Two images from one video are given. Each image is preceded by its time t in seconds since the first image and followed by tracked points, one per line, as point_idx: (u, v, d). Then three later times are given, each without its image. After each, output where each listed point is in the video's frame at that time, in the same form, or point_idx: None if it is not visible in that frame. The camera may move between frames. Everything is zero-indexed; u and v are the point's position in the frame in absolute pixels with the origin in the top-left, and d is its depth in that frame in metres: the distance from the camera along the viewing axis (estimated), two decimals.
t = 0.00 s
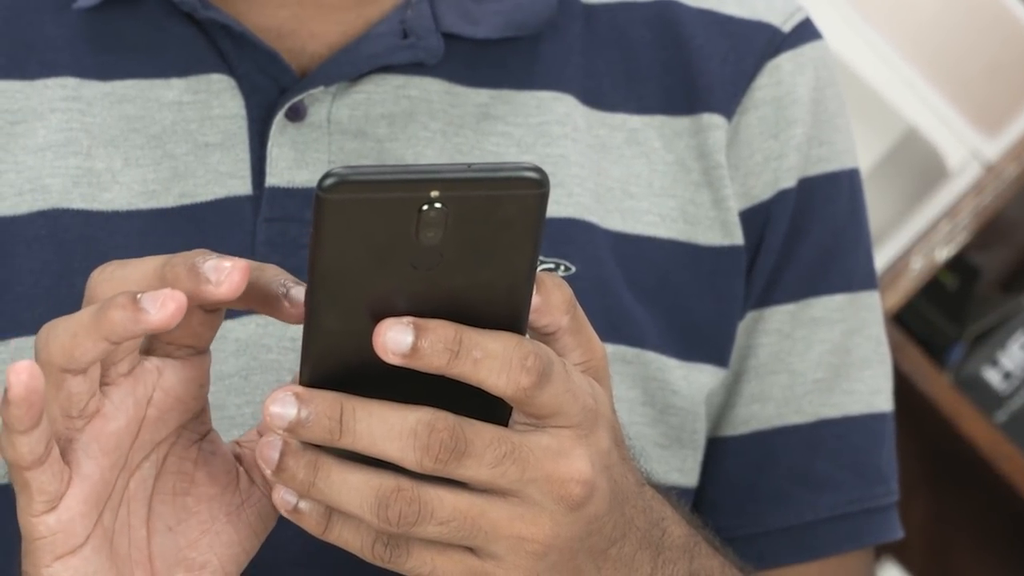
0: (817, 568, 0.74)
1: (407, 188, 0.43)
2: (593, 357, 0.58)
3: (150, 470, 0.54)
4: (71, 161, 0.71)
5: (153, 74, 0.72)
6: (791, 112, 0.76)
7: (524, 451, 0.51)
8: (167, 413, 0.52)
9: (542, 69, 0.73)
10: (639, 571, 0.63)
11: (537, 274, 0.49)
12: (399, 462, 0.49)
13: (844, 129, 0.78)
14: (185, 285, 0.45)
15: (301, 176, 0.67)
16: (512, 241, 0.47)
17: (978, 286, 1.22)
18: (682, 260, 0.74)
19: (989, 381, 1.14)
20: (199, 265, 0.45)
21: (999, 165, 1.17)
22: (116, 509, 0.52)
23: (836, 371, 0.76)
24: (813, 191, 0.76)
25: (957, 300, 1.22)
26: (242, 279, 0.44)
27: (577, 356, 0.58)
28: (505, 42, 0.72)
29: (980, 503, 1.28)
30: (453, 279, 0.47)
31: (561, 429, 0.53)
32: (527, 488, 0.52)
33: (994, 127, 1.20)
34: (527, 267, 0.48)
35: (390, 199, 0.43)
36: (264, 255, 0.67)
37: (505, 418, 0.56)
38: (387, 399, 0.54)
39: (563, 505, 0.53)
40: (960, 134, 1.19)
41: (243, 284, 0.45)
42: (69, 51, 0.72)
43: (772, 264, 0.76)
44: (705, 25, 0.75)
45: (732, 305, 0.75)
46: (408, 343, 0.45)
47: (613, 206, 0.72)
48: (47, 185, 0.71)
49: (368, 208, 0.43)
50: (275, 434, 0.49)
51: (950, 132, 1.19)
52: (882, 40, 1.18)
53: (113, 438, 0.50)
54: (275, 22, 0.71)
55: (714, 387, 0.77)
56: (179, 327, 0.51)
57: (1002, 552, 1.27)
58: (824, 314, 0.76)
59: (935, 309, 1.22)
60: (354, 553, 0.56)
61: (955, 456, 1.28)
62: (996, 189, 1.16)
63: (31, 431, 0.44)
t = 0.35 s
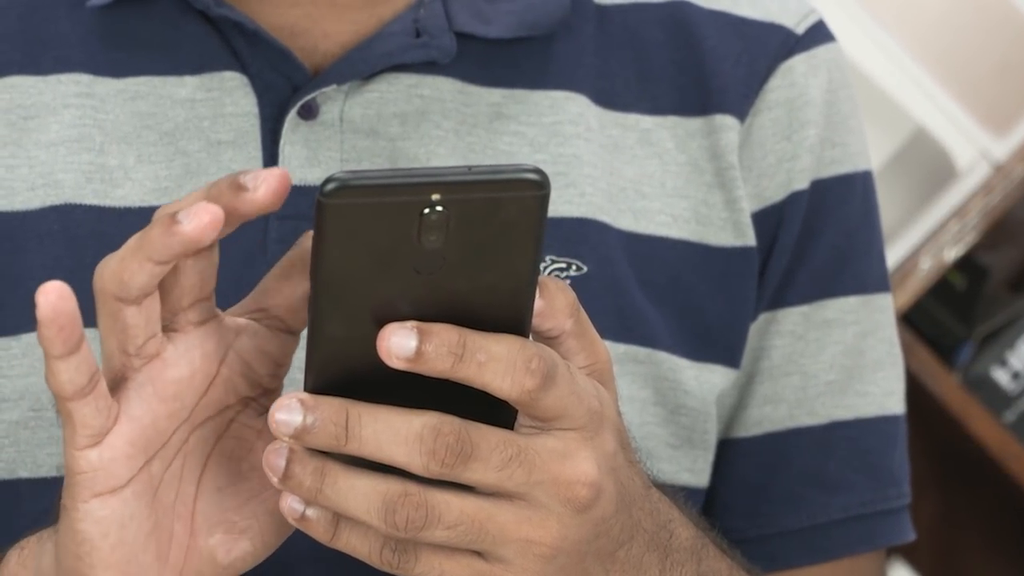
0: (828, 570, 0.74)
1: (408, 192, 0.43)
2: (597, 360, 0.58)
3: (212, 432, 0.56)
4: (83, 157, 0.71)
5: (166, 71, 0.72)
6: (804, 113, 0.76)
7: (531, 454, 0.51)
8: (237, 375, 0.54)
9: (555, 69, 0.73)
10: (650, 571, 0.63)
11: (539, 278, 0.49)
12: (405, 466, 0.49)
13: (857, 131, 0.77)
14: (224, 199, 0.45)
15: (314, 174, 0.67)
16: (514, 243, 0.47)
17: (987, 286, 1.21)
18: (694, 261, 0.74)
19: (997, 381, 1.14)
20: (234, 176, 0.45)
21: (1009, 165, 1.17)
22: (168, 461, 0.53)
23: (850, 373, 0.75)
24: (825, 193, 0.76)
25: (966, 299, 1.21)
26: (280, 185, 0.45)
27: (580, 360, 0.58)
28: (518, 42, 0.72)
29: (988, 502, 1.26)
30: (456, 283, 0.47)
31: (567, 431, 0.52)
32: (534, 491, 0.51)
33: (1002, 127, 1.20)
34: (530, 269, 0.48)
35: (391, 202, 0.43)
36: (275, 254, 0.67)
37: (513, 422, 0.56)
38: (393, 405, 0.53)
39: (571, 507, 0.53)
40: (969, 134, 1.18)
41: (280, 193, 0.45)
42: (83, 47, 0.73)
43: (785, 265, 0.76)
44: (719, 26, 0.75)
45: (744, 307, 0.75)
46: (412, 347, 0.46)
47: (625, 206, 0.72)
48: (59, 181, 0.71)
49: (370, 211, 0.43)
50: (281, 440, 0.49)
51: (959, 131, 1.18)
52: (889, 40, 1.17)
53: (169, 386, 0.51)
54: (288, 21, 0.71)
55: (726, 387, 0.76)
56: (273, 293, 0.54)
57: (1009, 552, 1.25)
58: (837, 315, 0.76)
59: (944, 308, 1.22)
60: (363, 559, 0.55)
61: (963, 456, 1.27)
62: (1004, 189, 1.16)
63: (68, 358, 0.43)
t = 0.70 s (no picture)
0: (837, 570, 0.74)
1: (430, 194, 0.43)
2: (615, 361, 0.59)
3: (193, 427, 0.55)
4: (94, 156, 0.71)
5: (177, 70, 0.72)
6: (814, 114, 0.76)
7: (549, 455, 0.51)
8: (213, 370, 0.54)
9: (566, 69, 0.73)
10: (662, 572, 0.63)
11: (559, 279, 0.49)
12: (423, 466, 0.49)
13: (867, 132, 0.78)
14: (232, 221, 0.45)
15: (324, 173, 0.67)
16: (535, 245, 0.46)
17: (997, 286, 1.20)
18: (705, 261, 0.74)
19: (1006, 381, 1.14)
20: (242, 203, 0.45)
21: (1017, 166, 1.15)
22: (153, 461, 0.52)
23: (859, 374, 0.76)
24: (836, 194, 0.76)
25: (975, 299, 1.21)
26: (288, 215, 0.45)
27: (598, 361, 0.58)
28: (529, 42, 0.72)
29: (997, 504, 1.26)
30: (476, 284, 0.47)
31: (585, 432, 0.52)
32: (552, 492, 0.51)
33: (1012, 126, 1.21)
34: (551, 272, 0.48)
35: (413, 204, 0.43)
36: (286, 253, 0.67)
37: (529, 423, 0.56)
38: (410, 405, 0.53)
39: (587, 508, 0.53)
40: (979, 134, 1.18)
41: (287, 220, 0.45)
42: (94, 46, 0.73)
43: (796, 265, 0.76)
44: (729, 27, 0.75)
45: (754, 307, 0.75)
46: (432, 348, 0.46)
47: (636, 206, 0.72)
48: (70, 179, 0.71)
49: (392, 213, 0.43)
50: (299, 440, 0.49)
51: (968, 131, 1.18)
52: (897, 39, 1.19)
53: (155, 386, 0.50)
54: (299, 21, 0.71)
55: (736, 387, 0.77)
56: (244, 291, 0.55)
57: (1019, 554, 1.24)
58: (846, 317, 0.76)
59: (953, 308, 1.22)
60: (378, 559, 0.55)
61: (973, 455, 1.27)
62: (1014, 189, 1.14)
63: (67, 362, 0.43)
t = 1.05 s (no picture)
0: (847, 570, 0.73)
1: (435, 193, 0.43)
2: (621, 361, 0.59)
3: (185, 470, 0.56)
4: (101, 157, 0.71)
5: (183, 70, 0.72)
6: (823, 113, 0.76)
7: (554, 455, 0.50)
8: (212, 414, 0.55)
9: (574, 68, 0.72)
10: (670, 573, 0.63)
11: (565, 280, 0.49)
12: (427, 466, 0.49)
13: (877, 131, 0.77)
14: (268, 263, 0.49)
15: (330, 173, 0.66)
16: (541, 244, 0.46)
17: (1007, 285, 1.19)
18: (713, 260, 0.74)
19: (1016, 381, 1.12)
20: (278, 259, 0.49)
21: None
22: (150, 498, 0.54)
23: (868, 373, 0.75)
24: (845, 193, 0.76)
25: (983, 300, 1.19)
26: (319, 274, 0.48)
27: (604, 360, 0.58)
28: (537, 41, 0.72)
29: (1005, 505, 1.25)
30: (481, 284, 0.47)
31: (591, 432, 0.52)
32: (556, 492, 0.51)
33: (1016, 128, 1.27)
34: (556, 271, 0.47)
35: (418, 203, 0.43)
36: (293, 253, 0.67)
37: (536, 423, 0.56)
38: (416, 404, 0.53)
39: (592, 509, 0.52)
40: (986, 134, 1.20)
41: (320, 280, 0.49)
42: (101, 46, 0.72)
43: (805, 265, 0.76)
44: (739, 26, 0.75)
45: (762, 307, 0.75)
46: (436, 347, 0.45)
47: (644, 206, 0.72)
48: (76, 180, 0.71)
49: (397, 212, 0.43)
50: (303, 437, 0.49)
51: (977, 132, 1.21)
52: (904, 39, 1.20)
53: (161, 422, 0.52)
54: (306, 20, 0.70)
55: (745, 387, 0.76)
56: (258, 342, 0.57)
57: None
58: (856, 316, 0.75)
59: (962, 308, 1.21)
60: (383, 558, 0.55)
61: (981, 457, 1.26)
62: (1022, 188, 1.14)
63: (85, 387, 0.45)
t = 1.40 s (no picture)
0: (855, 571, 0.74)
1: (443, 195, 0.43)
2: (630, 362, 0.59)
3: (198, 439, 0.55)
4: (110, 159, 0.71)
5: (192, 72, 0.72)
6: (831, 114, 0.76)
7: (562, 456, 0.51)
8: (221, 384, 0.54)
9: (582, 69, 0.73)
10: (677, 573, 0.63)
11: (572, 279, 0.49)
12: (436, 468, 0.49)
13: (884, 131, 0.77)
14: (243, 230, 0.46)
15: (339, 175, 0.67)
16: (548, 245, 0.46)
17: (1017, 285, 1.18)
18: (720, 261, 0.74)
19: None
20: (254, 214, 0.46)
21: None
22: (160, 473, 0.52)
23: (876, 374, 0.75)
24: (853, 193, 0.76)
25: (992, 299, 1.19)
26: (299, 228, 0.45)
27: (613, 362, 0.58)
28: (544, 43, 0.72)
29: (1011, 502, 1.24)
30: (489, 285, 0.47)
31: (599, 433, 0.52)
32: (565, 494, 0.51)
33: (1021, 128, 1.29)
34: (564, 272, 0.47)
35: (425, 206, 0.43)
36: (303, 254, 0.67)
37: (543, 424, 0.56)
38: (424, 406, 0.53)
39: (601, 510, 0.53)
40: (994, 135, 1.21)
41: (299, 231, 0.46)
42: (109, 48, 0.73)
43: (811, 265, 0.76)
44: (746, 26, 0.75)
45: (770, 307, 0.75)
46: (445, 349, 0.46)
47: (652, 207, 0.72)
48: (85, 182, 0.71)
49: (404, 214, 0.43)
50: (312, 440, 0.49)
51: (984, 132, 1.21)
52: (913, 39, 1.23)
53: (164, 395, 0.50)
54: (314, 22, 0.71)
55: (752, 388, 0.77)
56: (248, 299, 0.55)
57: None
58: (863, 317, 0.75)
59: (970, 308, 1.22)
60: (391, 560, 0.55)
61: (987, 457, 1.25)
62: None
63: (81, 365, 0.43)
